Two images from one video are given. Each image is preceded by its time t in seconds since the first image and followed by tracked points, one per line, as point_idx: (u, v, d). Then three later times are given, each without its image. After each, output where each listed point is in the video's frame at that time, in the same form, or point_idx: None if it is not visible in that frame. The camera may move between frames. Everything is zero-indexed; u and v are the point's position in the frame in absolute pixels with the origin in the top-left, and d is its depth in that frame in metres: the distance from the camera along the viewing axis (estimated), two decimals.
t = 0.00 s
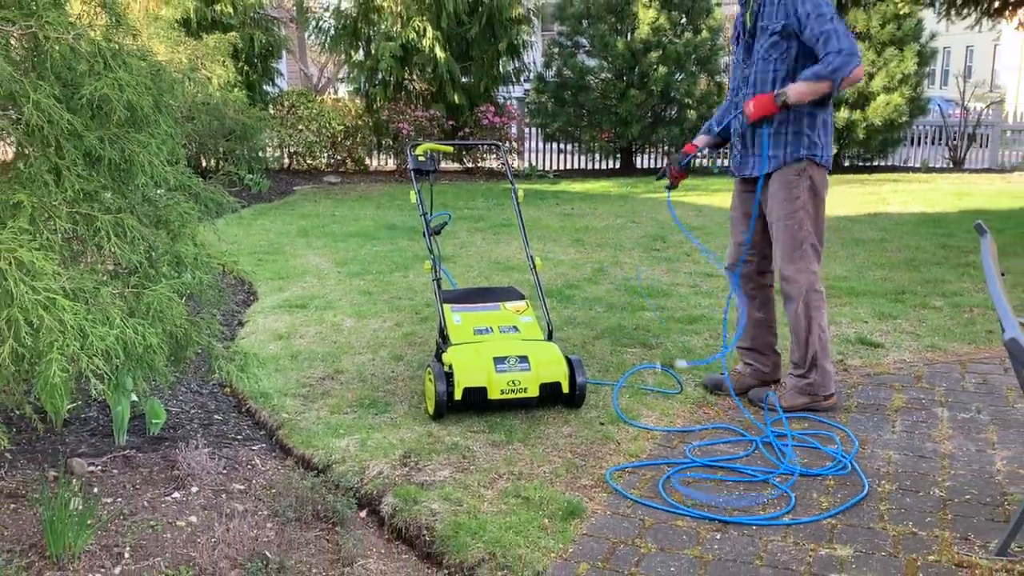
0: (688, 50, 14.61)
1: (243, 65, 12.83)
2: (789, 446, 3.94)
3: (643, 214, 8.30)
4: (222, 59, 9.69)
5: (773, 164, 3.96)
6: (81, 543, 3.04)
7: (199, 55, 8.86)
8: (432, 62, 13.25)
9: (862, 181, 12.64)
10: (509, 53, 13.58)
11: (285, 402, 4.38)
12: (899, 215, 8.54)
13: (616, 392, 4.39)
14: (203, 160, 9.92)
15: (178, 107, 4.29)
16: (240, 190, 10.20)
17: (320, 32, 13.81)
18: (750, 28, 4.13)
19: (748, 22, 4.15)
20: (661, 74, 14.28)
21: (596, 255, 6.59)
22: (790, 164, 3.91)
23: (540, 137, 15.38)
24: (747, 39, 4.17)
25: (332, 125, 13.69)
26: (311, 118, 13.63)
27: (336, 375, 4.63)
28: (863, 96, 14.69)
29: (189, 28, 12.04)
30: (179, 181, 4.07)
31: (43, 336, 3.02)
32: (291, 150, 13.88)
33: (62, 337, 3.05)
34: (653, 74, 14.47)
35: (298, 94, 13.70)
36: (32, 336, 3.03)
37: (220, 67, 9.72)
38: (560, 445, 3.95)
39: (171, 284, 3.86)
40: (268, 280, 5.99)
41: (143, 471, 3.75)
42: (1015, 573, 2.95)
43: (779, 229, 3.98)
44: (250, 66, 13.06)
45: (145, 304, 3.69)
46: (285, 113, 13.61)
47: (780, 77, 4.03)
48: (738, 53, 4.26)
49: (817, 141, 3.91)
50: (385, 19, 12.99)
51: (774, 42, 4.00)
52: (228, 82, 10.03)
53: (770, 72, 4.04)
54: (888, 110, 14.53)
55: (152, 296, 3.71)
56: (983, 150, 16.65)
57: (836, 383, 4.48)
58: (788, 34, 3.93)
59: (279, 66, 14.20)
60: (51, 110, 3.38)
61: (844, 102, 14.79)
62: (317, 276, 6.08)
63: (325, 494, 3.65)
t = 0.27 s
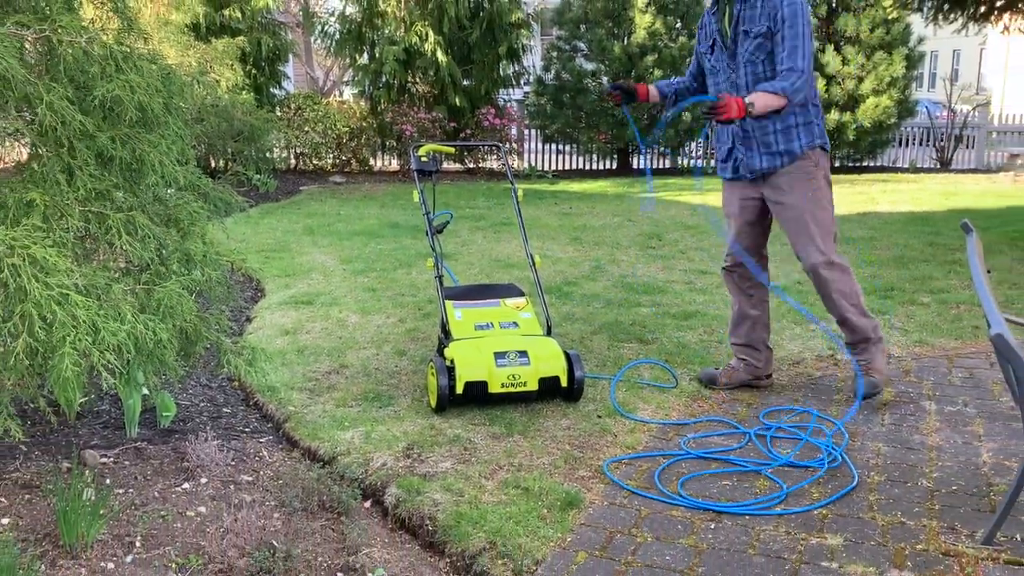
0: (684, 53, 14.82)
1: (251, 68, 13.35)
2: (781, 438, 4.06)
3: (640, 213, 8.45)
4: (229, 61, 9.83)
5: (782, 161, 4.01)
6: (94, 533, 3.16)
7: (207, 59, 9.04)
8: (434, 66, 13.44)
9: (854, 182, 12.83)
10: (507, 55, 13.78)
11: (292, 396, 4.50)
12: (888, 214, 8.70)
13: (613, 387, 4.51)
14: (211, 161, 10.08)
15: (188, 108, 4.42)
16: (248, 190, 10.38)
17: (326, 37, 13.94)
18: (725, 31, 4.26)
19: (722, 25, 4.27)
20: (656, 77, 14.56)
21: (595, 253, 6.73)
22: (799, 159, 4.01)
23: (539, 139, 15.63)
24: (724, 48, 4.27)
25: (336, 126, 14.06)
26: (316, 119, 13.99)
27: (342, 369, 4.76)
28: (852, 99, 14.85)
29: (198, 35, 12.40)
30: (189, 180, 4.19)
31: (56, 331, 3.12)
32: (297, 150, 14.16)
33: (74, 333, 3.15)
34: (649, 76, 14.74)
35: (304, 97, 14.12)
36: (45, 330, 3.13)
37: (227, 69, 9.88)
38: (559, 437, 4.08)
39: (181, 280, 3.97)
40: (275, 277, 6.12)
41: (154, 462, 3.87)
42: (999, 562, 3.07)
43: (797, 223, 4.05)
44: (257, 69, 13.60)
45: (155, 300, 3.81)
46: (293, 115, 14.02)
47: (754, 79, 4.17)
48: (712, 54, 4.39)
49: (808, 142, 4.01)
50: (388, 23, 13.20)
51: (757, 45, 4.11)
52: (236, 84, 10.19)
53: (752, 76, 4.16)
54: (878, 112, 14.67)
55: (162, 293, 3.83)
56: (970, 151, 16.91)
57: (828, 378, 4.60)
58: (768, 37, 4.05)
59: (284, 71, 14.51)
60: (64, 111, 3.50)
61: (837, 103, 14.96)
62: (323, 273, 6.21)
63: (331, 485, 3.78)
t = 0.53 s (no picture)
0: (679, 58, 15.00)
1: (259, 72, 13.56)
2: (773, 432, 4.19)
3: (637, 212, 8.60)
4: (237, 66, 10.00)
5: (876, 205, 3.36)
6: (105, 524, 3.27)
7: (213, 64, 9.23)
8: (436, 71, 13.70)
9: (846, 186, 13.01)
10: (507, 61, 14.01)
11: (299, 391, 4.64)
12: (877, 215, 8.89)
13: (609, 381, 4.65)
14: (220, 162, 10.28)
15: (197, 111, 4.54)
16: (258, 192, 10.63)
17: (332, 42, 14.19)
18: (835, 37, 3.36)
19: (833, 27, 3.36)
20: (653, 82, 14.78)
21: (594, 251, 6.86)
22: (895, 205, 3.40)
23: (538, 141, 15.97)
24: (835, 53, 3.36)
25: (341, 130, 14.34)
26: (322, 123, 14.25)
27: (347, 364, 4.90)
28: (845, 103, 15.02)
29: (207, 41, 12.71)
30: (198, 181, 4.32)
31: (69, 328, 3.21)
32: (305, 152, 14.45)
33: (87, 329, 3.24)
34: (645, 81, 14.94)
35: (310, 100, 14.35)
36: (59, 327, 3.23)
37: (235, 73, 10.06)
38: (558, 431, 4.21)
39: (191, 278, 4.09)
40: (281, 275, 6.26)
41: (165, 455, 3.99)
42: (986, 551, 3.20)
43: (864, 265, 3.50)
44: (265, 74, 13.86)
45: (166, 297, 3.92)
46: (298, 118, 14.30)
47: (867, 103, 3.35)
48: (805, 59, 3.45)
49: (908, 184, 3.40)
50: (391, 29, 13.19)
51: (887, 64, 3.29)
52: (244, 87, 10.36)
53: (867, 95, 3.35)
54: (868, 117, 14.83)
55: (174, 290, 3.94)
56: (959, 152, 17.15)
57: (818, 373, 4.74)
58: (906, 57, 3.26)
59: (292, 78, 14.76)
60: (77, 115, 3.59)
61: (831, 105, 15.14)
62: (328, 271, 6.35)
63: (336, 476, 3.89)
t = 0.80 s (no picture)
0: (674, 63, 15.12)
1: (267, 78, 13.68)
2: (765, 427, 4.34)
3: (635, 213, 8.76)
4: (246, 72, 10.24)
5: (848, 247, 2.18)
6: (118, 514, 3.40)
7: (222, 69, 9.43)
8: (439, 77, 13.93)
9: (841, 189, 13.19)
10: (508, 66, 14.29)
11: (305, 386, 4.78)
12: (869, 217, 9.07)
13: (606, 377, 4.79)
14: (229, 165, 10.48)
15: (206, 115, 4.68)
16: (265, 193, 10.81)
17: (338, 48, 14.58)
18: None
19: None
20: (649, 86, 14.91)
21: (592, 251, 7.01)
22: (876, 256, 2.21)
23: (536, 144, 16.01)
24: None
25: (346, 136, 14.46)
26: (328, 126, 14.52)
27: (352, 360, 5.04)
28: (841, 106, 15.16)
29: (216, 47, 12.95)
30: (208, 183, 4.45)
31: (83, 325, 3.33)
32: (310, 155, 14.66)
33: (100, 326, 3.37)
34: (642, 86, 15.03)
35: (317, 104, 14.65)
36: (73, 324, 3.35)
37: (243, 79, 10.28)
38: (556, 425, 4.35)
39: (201, 277, 4.22)
40: (288, 274, 6.40)
41: (176, 448, 4.13)
42: (970, 542, 3.33)
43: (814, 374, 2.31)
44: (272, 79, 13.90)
45: (177, 295, 4.05)
46: (305, 122, 14.57)
47: (858, 76, 2.17)
48: None
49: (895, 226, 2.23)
50: (394, 35, 13.81)
51: (890, 16, 2.12)
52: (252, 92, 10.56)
53: (858, 61, 2.16)
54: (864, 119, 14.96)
55: (184, 289, 4.07)
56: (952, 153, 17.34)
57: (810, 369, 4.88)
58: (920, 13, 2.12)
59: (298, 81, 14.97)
60: (90, 119, 3.67)
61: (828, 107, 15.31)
62: (333, 270, 6.49)
63: (341, 468, 4.03)
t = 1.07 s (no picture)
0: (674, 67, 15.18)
1: (271, 82, 13.79)
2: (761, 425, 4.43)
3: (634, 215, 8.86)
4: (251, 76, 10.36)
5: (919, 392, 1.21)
6: (126, 509, 3.47)
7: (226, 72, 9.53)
8: (440, 80, 14.03)
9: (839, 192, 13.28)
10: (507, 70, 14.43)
11: (309, 384, 4.86)
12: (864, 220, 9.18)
13: (604, 376, 4.87)
14: (234, 167, 10.58)
15: (212, 118, 4.78)
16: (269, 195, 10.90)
17: (341, 53, 14.79)
18: None
19: None
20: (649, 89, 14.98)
21: (592, 252, 7.09)
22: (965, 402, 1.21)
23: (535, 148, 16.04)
24: None
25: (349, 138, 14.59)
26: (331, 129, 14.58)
27: (355, 359, 5.13)
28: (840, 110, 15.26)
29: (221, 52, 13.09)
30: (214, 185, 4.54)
31: (90, 324, 3.43)
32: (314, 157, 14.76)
33: (108, 325, 3.47)
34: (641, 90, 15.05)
35: (320, 107, 14.72)
36: (82, 323, 3.44)
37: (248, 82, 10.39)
38: (555, 422, 4.43)
39: (207, 278, 4.30)
40: (292, 274, 6.49)
41: (181, 445, 4.21)
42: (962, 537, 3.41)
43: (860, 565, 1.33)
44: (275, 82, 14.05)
45: (183, 295, 4.14)
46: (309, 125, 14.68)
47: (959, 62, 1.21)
48: None
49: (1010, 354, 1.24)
50: (398, 40, 13.84)
51: None
52: (257, 95, 10.66)
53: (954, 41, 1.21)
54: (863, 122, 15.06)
55: (190, 289, 4.16)
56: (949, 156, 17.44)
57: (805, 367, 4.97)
58: None
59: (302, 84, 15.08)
60: (98, 123, 3.76)
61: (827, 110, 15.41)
62: (336, 270, 6.58)
63: (344, 465, 4.11)
